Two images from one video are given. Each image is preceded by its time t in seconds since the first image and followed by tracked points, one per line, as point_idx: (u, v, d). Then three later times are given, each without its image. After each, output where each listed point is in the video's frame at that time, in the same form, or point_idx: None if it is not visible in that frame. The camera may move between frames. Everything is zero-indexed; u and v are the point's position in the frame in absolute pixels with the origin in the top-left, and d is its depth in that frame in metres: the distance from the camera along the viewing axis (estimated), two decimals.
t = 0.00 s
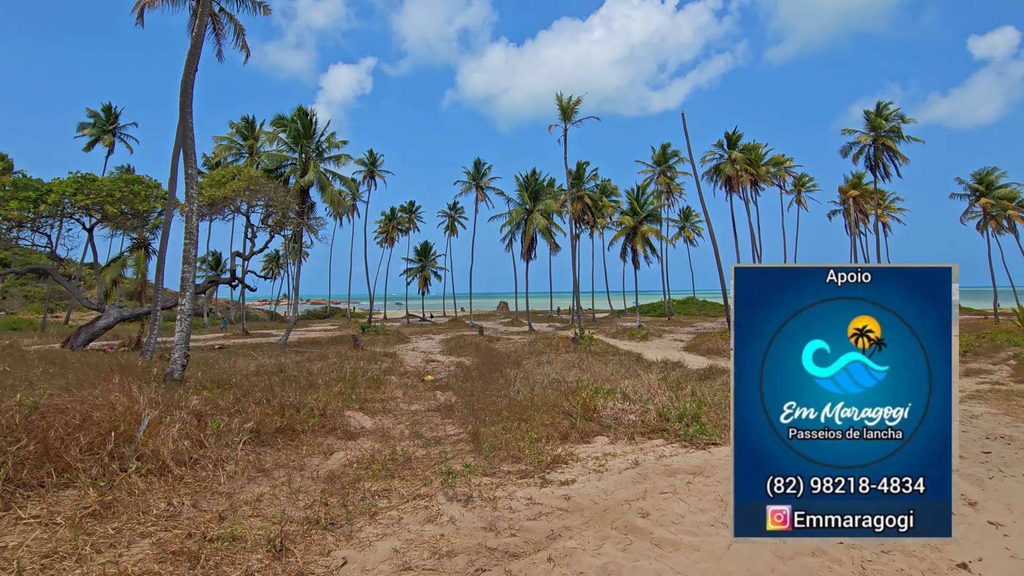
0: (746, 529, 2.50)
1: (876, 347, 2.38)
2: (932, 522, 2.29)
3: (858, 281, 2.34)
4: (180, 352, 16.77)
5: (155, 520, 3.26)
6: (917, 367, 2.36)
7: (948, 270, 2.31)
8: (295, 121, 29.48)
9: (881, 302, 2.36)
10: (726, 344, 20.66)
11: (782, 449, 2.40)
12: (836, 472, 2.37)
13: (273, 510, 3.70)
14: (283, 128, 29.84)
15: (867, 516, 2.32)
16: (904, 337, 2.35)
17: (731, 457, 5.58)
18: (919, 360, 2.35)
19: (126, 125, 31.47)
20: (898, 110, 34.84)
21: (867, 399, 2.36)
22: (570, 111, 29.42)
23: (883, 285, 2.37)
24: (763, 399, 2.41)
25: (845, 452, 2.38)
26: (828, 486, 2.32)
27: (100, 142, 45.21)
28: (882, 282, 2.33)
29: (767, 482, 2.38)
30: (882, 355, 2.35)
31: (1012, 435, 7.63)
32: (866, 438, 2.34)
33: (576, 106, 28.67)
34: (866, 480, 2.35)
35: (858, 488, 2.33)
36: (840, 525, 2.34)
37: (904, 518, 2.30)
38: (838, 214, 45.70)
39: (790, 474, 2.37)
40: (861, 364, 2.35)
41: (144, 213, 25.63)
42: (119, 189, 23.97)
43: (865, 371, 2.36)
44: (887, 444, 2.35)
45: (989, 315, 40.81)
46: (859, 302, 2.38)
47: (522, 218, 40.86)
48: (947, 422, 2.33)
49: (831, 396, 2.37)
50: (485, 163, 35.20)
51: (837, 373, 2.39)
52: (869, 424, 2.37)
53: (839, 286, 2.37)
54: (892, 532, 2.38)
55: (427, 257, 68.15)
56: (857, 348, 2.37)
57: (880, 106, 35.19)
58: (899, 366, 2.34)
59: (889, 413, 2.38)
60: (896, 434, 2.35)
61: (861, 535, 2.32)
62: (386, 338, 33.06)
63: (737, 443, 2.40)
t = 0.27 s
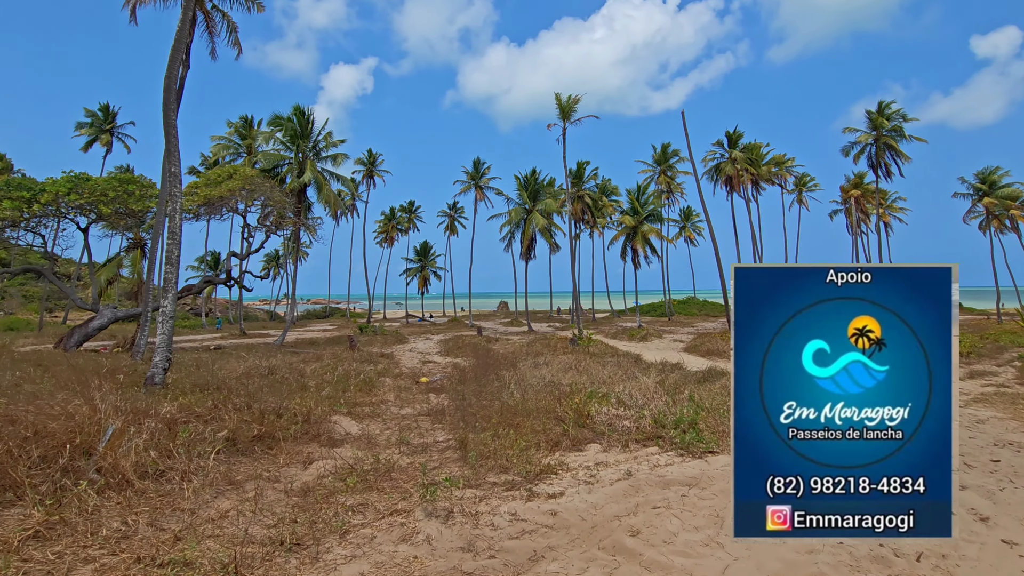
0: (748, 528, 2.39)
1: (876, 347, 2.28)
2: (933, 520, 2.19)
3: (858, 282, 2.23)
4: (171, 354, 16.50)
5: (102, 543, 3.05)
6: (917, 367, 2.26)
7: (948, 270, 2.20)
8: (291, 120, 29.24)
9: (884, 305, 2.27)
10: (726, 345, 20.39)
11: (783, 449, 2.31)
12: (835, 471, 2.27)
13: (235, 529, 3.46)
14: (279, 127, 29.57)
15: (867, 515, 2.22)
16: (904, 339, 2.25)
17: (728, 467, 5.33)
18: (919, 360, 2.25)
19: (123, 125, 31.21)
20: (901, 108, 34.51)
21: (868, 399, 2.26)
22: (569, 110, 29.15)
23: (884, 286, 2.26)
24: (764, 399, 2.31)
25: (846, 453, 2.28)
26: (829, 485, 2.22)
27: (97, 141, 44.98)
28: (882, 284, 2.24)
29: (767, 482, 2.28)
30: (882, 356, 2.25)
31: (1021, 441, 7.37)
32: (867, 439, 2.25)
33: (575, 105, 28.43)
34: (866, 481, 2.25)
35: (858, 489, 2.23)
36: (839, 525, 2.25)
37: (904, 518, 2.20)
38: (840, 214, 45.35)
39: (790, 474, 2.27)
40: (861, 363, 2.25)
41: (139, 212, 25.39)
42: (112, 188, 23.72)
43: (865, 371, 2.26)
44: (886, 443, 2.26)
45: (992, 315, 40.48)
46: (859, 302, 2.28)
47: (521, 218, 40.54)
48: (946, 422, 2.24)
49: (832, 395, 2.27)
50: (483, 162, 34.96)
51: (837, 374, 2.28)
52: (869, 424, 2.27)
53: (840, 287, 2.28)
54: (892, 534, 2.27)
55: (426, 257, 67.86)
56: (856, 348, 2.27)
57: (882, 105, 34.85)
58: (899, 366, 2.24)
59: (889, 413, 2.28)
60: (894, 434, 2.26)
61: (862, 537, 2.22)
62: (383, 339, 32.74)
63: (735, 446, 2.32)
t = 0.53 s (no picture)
0: (744, 529, 2.22)
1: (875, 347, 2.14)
2: (933, 522, 2.06)
3: (858, 281, 2.08)
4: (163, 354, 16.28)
5: (38, 561, 2.82)
6: (917, 367, 2.12)
7: (949, 269, 2.06)
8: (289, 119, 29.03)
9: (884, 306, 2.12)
10: (727, 345, 20.16)
11: (782, 448, 2.14)
12: (835, 471, 2.12)
13: (190, 544, 3.21)
14: (276, 126, 29.35)
15: (867, 515, 2.08)
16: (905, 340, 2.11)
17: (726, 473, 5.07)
18: (919, 360, 2.11)
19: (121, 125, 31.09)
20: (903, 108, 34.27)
21: (868, 400, 2.11)
22: (569, 108, 28.94)
23: (884, 284, 2.11)
24: (763, 399, 2.14)
25: (845, 454, 2.12)
26: (830, 486, 2.06)
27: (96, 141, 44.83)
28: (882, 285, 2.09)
29: (766, 482, 2.11)
30: (882, 356, 2.10)
31: None
32: (867, 440, 2.09)
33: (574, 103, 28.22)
34: (866, 481, 2.10)
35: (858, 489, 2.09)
36: (839, 525, 2.10)
37: (904, 519, 2.06)
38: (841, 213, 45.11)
39: (791, 473, 2.10)
40: (862, 364, 2.10)
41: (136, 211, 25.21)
42: (106, 186, 23.50)
43: (865, 371, 2.11)
44: (886, 444, 2.11)
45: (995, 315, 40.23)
46: (859, 303, 2.12)
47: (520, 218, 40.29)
48: (946, 422, 2.10)
49: (832, 396, 2.11)
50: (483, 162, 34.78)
51: (837, 373, 2.13)
52: (869, 424, 2.12)
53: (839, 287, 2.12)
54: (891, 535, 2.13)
55: (426, 257, 67.69)
56: (856, 349, 2.12)
57: (884, 104, 34.58)
58: (900, 366, 2.09)
59: (888, 413, 2.13)
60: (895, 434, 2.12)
61: (862, 536, 2.08)
62: (381, 339, 32.55)
63: (735, 446, 2.14)
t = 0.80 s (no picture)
0: (743, 530, 2.19)
1: (876, 347, 2.08)
2: (933, 523, 2.01)
3: (858, 282, 2.03)
4: (151, 355, 16.03)
5: None
6: (917, 367, 2.07)
7: (949, 269, 2.02)
8: (286, 118, 28.83)
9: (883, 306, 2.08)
10: (726, 346, 19.98)
11: (782, 449, 2.10)
12: (835, 471, 2.07)
13: (139, 567, 3.00)
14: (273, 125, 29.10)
15: (866, 516, 2.03)
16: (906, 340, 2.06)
17: (718, 485, 4.84)
18: (918, 360, 2.06)
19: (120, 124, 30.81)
20: (904, 107, 33.98)
21: (868, 400, 2.06)
22: (567, 107, 28.67)
23: (883, 285, 2.07)
24: (762, 398, 2.10)
25: (845, 452, 2.08)
26: (830, 486, 2.03)
27: (94, 141, 44.64)
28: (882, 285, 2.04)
29: (766, 483, 2.08)
30: (882, 356, 2.05)
31: None
32: (866, 439, 2.06)
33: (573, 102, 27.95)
34: (866, 481, 2.06)
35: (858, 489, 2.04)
36: (838, 526, 2.06)
37: (904, 518, 2.02)
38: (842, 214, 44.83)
39: (790, 475, 2.07)
40: (860, 364, 2.06)
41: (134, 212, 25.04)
42: (99, 186, 23.27)
43: (865, 371, 2.06)
44: (886, 444, 2.07)
45: (997, 316, 39.96)
46: (858, 302, 2.07)
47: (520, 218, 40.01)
48: (946, 422, 2.05)
49: (831, 396, 2.07)
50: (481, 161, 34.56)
51: (837, 373, 2.08)
52: (869, 424, 2.08)
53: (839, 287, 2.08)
54: (891, 536, 2.09)
55: (425, 257, 67.45)
56: (856, 349, 2.07)
57: (886, 103, 34.29)
58: (899, 367, 2.05)
59: (888, 413, 2.09)
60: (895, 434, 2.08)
61: (861, 536, 2.05)
62: (378, 339, 32.30)
63: (734, 446, 2.11)
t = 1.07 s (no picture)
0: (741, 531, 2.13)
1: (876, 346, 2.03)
2: (933, 523, 1.97)
3: (857, 281, 1.98)
4: (142, 355, 15.85)
5: None
6: (917, 366, 2.02)
7: (949, 269, 1.97)
8: (283, 117, 28.66)
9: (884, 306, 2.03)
10: (725, 346, 19.80)
11: (781, 449, 2.05)
12: (835, 471, 2.02)
13: None
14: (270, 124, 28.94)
15: (867, 517, 1.98)
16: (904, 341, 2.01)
17: (707, 489, 4.64)
18: (918, 360, 2.00)
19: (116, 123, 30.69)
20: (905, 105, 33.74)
21: (868, 400, 2.01)
22: (566, 106, 28.48)
23: (883, 284, 2.02)
24: (762, 398, 2.05)
25: (844, 451, 2.03)
26: (830, 487, 1.98)
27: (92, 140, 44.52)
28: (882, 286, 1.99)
29: (766, 483, 2.02)
30: (882, 355, 2.00)
31: None
32: (866, 439, 2.01)
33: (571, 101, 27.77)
34: (866, 480, 2.00)
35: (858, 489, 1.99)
36: (838, 525, 2.00)
37: (904, 519, 1.97)
38: (843, 213, 44.58)
39: (788, 475, 2.02)
40: (861, 364, 2.01)
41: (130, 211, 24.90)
42: (93, 185, 23.10)
43: (866, 371, 2.01)
44: (886, 443, 2.02)
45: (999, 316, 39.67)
46: (858, 300, 2.03)
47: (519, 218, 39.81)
48: (945, 422, 2.00)
49: (831, 396, 2.02)
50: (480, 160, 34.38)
51: (837, 373, 2.03)
52: (868, 423, 2.03)
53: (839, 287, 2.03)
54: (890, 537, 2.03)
55: (425, 257, 67.28)
56: (856, 348, 2.02)
57: (887, 101, 34.06)
58: (900, 366, 1.99)
59: (888, 413, 2.04)
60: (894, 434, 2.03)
61: (862, 537, 1.99)
62: (376, 340, 32.09)
63: (733, 446, 2.06)
